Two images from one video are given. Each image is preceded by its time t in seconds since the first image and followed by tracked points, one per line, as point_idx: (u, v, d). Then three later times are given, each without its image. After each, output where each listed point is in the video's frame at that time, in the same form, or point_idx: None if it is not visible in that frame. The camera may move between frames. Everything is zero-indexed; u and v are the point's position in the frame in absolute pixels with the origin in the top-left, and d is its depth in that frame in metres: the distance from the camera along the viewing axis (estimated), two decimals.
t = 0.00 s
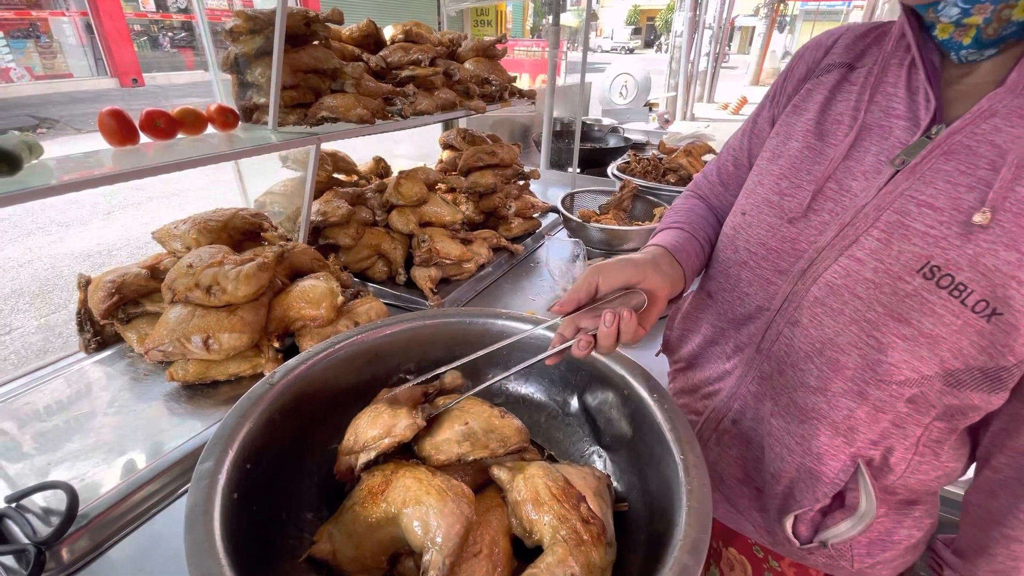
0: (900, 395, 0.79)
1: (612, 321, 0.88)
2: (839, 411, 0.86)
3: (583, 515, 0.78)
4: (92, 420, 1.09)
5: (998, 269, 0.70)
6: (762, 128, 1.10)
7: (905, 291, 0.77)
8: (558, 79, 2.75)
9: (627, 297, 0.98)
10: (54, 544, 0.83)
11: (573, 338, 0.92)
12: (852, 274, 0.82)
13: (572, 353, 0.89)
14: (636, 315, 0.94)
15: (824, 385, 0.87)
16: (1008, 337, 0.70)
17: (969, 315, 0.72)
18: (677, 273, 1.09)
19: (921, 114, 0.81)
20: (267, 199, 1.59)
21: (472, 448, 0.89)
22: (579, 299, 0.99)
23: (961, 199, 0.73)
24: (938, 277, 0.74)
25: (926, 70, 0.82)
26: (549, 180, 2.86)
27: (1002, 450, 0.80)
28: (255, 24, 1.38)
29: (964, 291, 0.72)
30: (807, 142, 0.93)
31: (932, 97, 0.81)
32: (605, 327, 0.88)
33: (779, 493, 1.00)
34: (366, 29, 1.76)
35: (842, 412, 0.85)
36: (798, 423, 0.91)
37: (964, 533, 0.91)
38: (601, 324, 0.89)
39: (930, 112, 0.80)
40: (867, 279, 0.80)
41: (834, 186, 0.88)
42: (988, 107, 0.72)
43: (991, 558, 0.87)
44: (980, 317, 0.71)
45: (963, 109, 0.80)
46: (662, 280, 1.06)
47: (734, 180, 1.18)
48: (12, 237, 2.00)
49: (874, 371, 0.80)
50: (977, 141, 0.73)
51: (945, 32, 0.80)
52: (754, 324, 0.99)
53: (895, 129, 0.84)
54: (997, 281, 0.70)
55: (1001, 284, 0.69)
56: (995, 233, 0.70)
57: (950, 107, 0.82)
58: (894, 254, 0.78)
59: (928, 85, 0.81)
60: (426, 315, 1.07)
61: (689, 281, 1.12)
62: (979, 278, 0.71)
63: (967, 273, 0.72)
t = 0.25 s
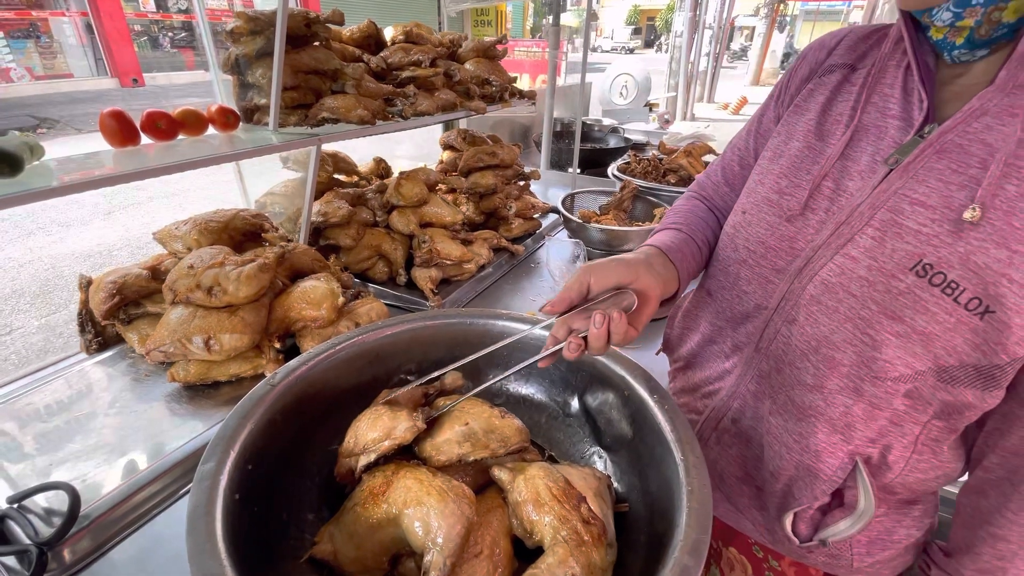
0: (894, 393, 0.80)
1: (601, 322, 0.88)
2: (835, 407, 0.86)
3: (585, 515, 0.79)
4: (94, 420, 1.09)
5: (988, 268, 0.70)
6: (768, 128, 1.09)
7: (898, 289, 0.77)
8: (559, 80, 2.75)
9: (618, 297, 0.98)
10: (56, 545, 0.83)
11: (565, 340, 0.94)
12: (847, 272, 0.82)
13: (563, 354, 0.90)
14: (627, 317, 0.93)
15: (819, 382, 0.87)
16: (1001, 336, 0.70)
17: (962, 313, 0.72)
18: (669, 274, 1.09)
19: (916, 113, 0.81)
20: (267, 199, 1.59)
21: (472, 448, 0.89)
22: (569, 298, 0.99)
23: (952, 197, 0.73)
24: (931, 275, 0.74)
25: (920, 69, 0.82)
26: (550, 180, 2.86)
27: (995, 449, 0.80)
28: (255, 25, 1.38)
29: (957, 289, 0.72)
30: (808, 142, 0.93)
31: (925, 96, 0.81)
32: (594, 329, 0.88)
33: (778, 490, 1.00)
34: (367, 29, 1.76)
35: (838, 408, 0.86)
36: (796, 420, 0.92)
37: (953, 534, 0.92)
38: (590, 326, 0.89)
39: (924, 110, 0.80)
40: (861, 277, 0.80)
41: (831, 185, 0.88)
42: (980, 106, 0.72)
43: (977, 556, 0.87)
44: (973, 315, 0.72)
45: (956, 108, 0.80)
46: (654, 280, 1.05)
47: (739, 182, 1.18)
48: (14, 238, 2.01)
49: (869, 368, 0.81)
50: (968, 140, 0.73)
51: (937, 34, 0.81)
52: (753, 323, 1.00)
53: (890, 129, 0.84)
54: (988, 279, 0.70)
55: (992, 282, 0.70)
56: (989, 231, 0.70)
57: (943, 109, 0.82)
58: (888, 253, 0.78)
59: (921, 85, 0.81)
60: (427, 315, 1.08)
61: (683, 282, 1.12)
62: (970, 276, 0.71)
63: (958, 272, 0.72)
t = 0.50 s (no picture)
0: (894, 392, 0.80)
1: (596, 335, 0.88)
2: (835, 406, 0.86)
3: (583, 514, 0.79)
4: (94, 420, 1.10)
5: (989, 266, 0.70)
6: (772, 126, 1.09)
7: (899, 288, 0.77)
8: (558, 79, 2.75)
9: (614, 309, 0.94)
10: (56, 544, 0.83)
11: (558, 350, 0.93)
12: (848, 271, 0.82)
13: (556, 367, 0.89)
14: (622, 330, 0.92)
15: (820, 381, 0.87)
16: (1002, 334, 0.70)
17: (963, 312, 0.72)
18: (665, 281, 1.08)
19: (916, 111, 0.82)
20: (267, 199, 1.59)
21: (470, 447, 0.90)
22: (562, 309, 0.98)
23: (953, 194, 0.74)
24: (932, 273, 0.74)
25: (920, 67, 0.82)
26: (549, 180, 2.86)
27: (996, 450, 0.79)
28: (254, 25, 1.36)
29: (958, 288, 0.72)
30: (811, 141, 0.94)
31: (925, 94, 0.81)
32: (590, 341, 0.88)
33: (778, 489, 1.00)
34: (365, 29, 1.77)
35: (838, 407, 0.86)
36: (797, 420, 0.92)
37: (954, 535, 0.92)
38: (585, 337, 0.88)
39: (924, 107, 0.80)
40: (862, 275, 0.81)
41: (833, 184, 0.88)
42: (979, 101, 0.73)
43: (977, 558, 0.86)
44: (974, 313, 0.72)
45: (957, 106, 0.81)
46: (649, 290, 1.04)
47: (742, 179, 1.17)
48: (13, 238, 2.01)
49: (870, 367, 0.81)
50: (969, 137, 0.73)
51: (936, 30, 0.82)
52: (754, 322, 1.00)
53: (891, 127, 0.84)
54: (989, 278, 0.70)
55: (993, 281, 0.70)
56: (989, 228, 0.70)
57: (943, 107, 0.82)
58: (889, 251, 0.78)
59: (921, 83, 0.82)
60: (426, 315, 1.08)
61: (680, 288, 1.11)
62: (971, 274, 0.71)
63: (959, 270, 0.72)
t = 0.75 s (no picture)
0: (904, 391, 0.80)
1: (591, 326, 0.87)
2: (843, 406, 0.86)
3: (583, 512, 0.79)
4: (94, 419, 1.10)
5: (1001, 264, 0.70)
6: (775, 123, 1.09)
7: (909, 287, 0.77)
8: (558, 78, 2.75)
9: (611, 298, 0.94)
10: (56, 544, 0.83)
11: (556, 340, 0.93)
12: (858, 270, 0.82)
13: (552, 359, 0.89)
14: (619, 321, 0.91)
15: (828, 380, 0.87)
16: (1011, 332, 0.70)
17: (974, 310, 0.72)
18: (668, 272, 1.08)
19: (922, 108, 0.82)
20: (267, 198, 1.60)
21: (470, 446, 0.90)
22: (562, 301, 0.98)
23: (962, 191, 0.74)
24: (942, 271, 0.74)
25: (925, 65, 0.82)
26: (549, 179, 2.86)
27: (1005, 446, 0.79)
28: (253, 24, 1.36)
29: (969, 286, 0.72)
30: (816, 140, 0.93)
31: (930, 91, 0.81)
32: (584, 333, 0.88)
33: (782, 489, 1.00)
34: (365, 28, 1.76)
35: (846, 407, 0.86)
36: (803, 420, 0.91)
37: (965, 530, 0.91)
38: (580, 329, 0.88)
39: (930, 105, 0.80)
40: (872, 274, 0.81)
41: (840, 182, 0.88)
42: (986, 97, 0.73)
43: (989, 554, 0.86)
44: (985, 311, 0.71)
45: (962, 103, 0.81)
46: (650, 280, 1.04)
47: (746, 177, 1.17)
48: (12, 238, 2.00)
49: (879, 367, 0.81)
50: (976, 133, 0.73)
51: (937, 27, 0.82)
52: (761, 322, 0.99)
53: (897, 125, 0.84)
54: (1001, 275, 0.70)
55: (1004, 278, 0.70)
56: (997, 226, 0.70)
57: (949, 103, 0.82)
58: (899, 250, 0.78)
59: (926, 80, 0.82)
60: (427, 313, 1.08)
61: (683, 280, 1.11)
62: (982, 272, 0.71)
63: (969, 268, 0.72)
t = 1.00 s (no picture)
0: (909, 392, 0.80)
1: (595, 333, 0.87)
2: (847, 408, 0.85)
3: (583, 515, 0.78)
4: (95, 422, 1.10)
5: (1004, 266, 0.70)
6: (775, 126, 1.08)
7: (913, 288, 0.77)
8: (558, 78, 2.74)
9: (613, 306, 0.93)
10: (57, 547, 0.83)
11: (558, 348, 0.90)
12: (861, 272, 0.82)
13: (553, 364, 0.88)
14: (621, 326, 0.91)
15: (832, 382, 0.87)
16: (1016, 332, 0.71)
17: (979, 311, 0.73)
18: (666, 281, 1.08)
19: (925, 109, 0.82)
20: (267, 201, 1.58)
21: (470, 448, 0.90)
22: (564, 306, 0.96)
23: (966, 193, 0.74)
24: (946, 273, 0.75)
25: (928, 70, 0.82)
26: (550, 179, 2.86)
27: (1011, 446, 0.79)
28: (253, 27, 1.38)
29: (973, 287, 0.73)
30: (815, 141, 0.93)
31: (932, 93, 0.81)
32: (587, 339, 0.87)
33: (788, 491, 0.99)
34: (365, 30, 1.77)
35: (851, 409, 0.85)
36: (809, 422, 0.91)
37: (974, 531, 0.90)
38: (584, 335, 0.88)
39: (932, 107, 0.80)
40: (876, 276, 0.81)
41: (842, 184, 0.88)
42: (990, 100, 0.73)
43: (997, 555, 0.85)
44: (989, 312, 0.72)
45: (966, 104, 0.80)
46: (649, 288, 1.04)
47: (746, 180, 1.17)
48: (12, 241, 2.00)
49: (883, 369, 0.81)
50: (981, 135, 0.73)
51: (939, 29, 0.81)
52: (763, 324, 0.99)
53: (900, 126, 0.84)
54: (1005, 276, 0.70)
55: (1009, 279, 0.70)
56: (999, 228, 0.71)
57: (953, 104, 0.82)
58: (902, 252, 0.78)
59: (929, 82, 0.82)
60: (427, 316, 1.08)
61: (681, 289, 1.11)
62: (986, 273, 0.72)
63: (974, 270, 0.72)
